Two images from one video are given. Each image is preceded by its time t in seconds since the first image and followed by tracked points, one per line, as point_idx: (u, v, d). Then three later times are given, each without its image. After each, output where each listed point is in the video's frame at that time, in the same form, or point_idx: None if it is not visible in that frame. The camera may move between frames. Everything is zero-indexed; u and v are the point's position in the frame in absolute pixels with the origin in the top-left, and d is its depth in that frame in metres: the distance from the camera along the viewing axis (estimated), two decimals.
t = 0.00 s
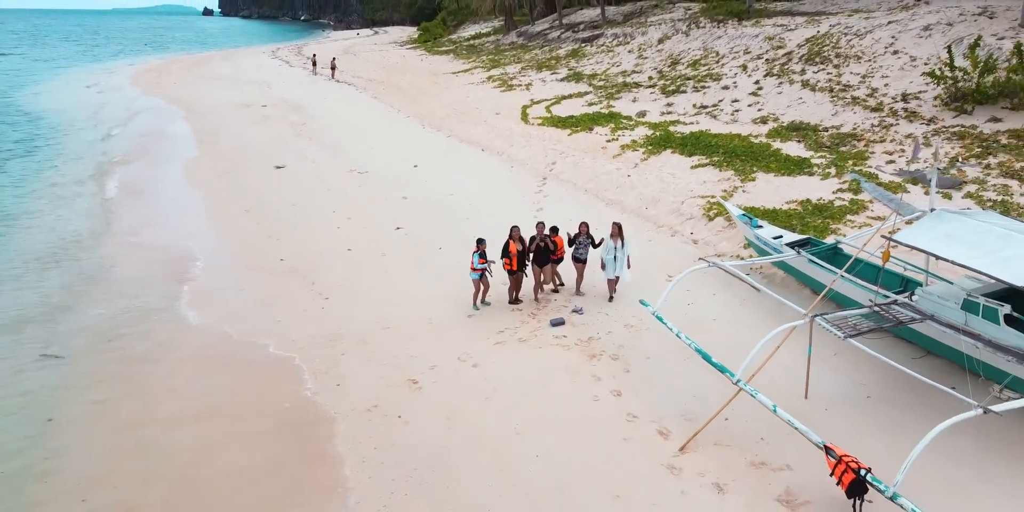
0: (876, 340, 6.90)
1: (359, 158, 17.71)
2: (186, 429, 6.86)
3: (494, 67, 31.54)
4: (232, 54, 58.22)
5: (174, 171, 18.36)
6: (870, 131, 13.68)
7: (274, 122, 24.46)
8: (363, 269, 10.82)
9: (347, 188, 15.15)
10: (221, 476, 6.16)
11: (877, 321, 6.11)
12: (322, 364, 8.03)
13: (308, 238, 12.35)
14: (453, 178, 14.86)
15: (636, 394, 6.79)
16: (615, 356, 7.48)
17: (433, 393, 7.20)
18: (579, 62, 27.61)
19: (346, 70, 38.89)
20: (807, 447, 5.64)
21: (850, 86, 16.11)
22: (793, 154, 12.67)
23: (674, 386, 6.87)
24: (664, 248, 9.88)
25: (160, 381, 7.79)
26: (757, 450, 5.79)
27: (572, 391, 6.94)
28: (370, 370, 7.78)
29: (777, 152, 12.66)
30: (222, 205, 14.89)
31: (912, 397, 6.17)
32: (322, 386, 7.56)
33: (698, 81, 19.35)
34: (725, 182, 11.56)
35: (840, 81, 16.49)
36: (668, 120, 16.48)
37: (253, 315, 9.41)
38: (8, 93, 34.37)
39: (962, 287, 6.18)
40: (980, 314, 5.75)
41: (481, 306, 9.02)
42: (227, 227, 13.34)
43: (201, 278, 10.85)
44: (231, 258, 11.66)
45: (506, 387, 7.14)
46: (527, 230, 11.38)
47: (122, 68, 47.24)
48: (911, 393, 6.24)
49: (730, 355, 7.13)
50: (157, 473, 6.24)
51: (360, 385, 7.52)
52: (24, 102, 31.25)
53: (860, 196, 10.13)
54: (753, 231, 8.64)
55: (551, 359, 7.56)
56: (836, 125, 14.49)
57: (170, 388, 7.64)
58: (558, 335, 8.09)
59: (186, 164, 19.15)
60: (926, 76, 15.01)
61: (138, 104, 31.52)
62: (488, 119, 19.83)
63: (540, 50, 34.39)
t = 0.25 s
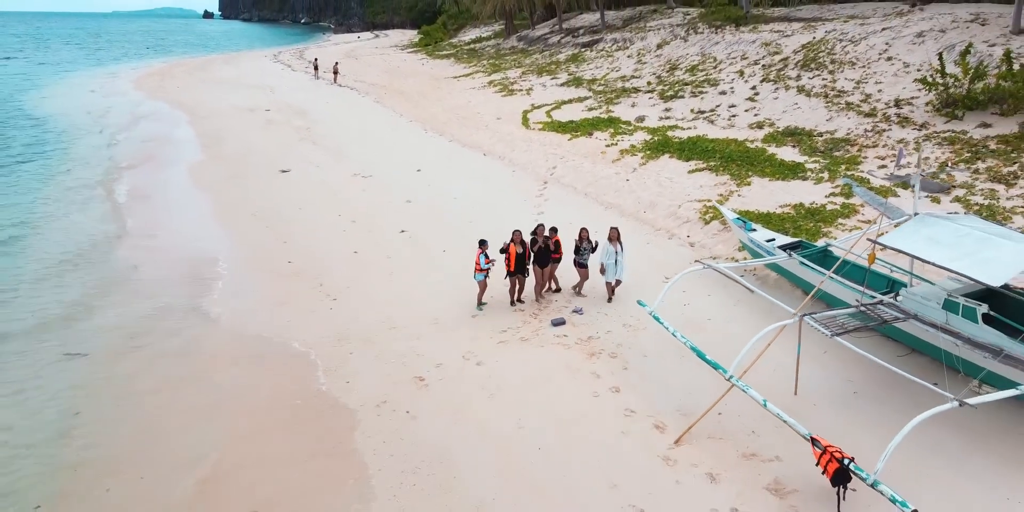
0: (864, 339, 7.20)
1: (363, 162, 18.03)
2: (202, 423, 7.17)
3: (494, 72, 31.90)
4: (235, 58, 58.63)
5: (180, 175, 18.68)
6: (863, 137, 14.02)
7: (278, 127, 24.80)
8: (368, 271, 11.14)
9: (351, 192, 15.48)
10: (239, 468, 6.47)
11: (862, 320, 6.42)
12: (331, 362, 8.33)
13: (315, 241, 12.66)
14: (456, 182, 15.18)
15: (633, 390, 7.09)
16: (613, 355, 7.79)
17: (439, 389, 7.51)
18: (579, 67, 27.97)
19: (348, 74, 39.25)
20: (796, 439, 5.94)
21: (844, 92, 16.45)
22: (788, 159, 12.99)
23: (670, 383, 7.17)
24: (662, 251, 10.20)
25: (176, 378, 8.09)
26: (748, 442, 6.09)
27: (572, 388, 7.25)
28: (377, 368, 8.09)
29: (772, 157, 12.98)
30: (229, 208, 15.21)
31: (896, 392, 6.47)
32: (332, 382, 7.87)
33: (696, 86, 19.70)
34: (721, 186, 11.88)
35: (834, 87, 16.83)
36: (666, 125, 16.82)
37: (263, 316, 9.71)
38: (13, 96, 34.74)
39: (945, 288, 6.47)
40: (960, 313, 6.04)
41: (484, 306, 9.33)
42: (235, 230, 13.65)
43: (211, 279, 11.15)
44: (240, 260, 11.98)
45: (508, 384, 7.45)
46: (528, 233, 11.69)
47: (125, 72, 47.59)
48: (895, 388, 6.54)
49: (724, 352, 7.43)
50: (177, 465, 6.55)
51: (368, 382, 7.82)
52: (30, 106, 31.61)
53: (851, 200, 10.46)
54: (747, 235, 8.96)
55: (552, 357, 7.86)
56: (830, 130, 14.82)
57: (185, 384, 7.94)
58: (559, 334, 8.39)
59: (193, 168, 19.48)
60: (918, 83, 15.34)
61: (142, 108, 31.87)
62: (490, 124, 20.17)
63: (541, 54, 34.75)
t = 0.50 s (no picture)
0: (848, 338, 7.56)
1: (367, 167, 18.41)
2: (219, 419, 7.52)
3: (495, 77, 32.33)
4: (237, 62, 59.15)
5: (188, 179, 19.05)
6: (854, 143, 14.40)
7: (282, 132, 25.20)
8: (374, 273, 11.50)
9: (356, 197, 15.84)
10: (257, 459, 6.83)
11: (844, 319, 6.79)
12: (340, 361, 8.68)
13: (321, 245, 13.03)
14: (458, 187, 15.55)
15: (629, 386, 7.45)
16: (611, 353, 8.15)
17: (445, 386, 7.86)
18: (578, 73, 28.40)
19: (350, 79, 39.70)
20: (783, 431, 6.30)
21: (837, 99, 16.85)
22: (781, 165, 13.37)
23: (665, 380, 7.52)
24: (658, 254, 10.56)
25: (192, 375, 8.44)
26: (738, 434, 6.44)
27: (571, 384, 7.60)
28: (385, 367, 8.44)
29: (766, 163, 13.36)
30: (237, 212, 15.57)
31: (879, 387, 6.82)
32: (342, 380, 8.22)
33: (693, 93, 20.11)
34: (716, 191, 12.26)
35: (828, 94, 17.23)
36: (663, 131, 17.21)
37: (274, 316, 10.07)
38: (19, 101, 35.16)
39: (924, 289, 6.82)
40: (937, 313, 6.39)
41: (487, 307, 9.69)
42: (243, 234, 14.01)
43: (222, 281, 11.50)
44: (249, 263, 12.34)
45: (511, 381, 7.80)
46: (529, 237, 12.06)
47: (129, 76, 48.06)
48: (878, 383, 6.89)
49: (716, 350, 7.79)
50: (197, 457, 6.91)
51: (376, 379, 8.17)
52: (36, 111, 32.03)
53: (841, 205, 10.83)
54: (739, 239, 9.34)
55: (553, 356, 8.22)
56: (823, 137, 15.20)
57: (201, 382, 8.29)
58: (559, 334, 8.75)
59: (199, 173, 19.85)
60: (909, 90, 15.74)
61: (148, 113, 32.28)
62: (491, 129, 20.56)
63: (541, 60, 35.19)
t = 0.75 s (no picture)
0: (834, 336, 7.89)
1: (370, 172, 18.74)
2: (232, 415, 7.83)
3: (495, 82, 32.71)
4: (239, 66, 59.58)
5: (193, 183, 19.38)
6: (846, 148, 14.75)
7: (285, 136, 25.54)
8: (379, 276, 11.82)
9: (359, 201, 16.18)
10: (270, 452, 7.15)
11: (830, 318, 7.11)
12: (347, 360, 9.00)
13: (326, 248, 13.35)
14: (460, 192, 15.89)
15: (626, 384, 7.76)
16: (608, 352, 8.46)
17: (449, 384, 8.17)
18: (577, 78, 28.77)
19: (351, 84, 40.08)
20: (772, 425, 6.63)
21: (831, 105, 17.20)
22: (775, 170, 13.71)
23: (660, 377, 7.84)
24: (654, 257, 10.89)
25: (205, 374, 8.76)
26: (728, 429, 6.75)
27: (570, 381, 7.92)
28: (391, 365, 8.76)
29: (761, 169, 13.70)
30: (243, 215, 15.88)
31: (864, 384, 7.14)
32: (349, 378, 8.54)
33: (690, 99, 20.48)
34: (711, 196, 12.60)
35: (822, 100, 17.59)
36: (661, 137, 17.56)
37: (282, 317, 10.38)
38: (24, 105, 35.48)
39: (906, 291, 7.16)
40: (918, 313, 6.72)
41: (489, 308, 10.01)
42: (249, 237, 14.32)
43: (230, 283, 11.82)
44: (256, 265, 12.65)
45: (512, 378, 8.11)
46: (529, 241, 12.39)
47: (131, 80, 48.44)
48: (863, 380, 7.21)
49: (709, 349, 8.10)
50: (213, 451, 7.23)
51: (382, 377, 8.49)
52: (41, 116, 32.38)
53: (832, 209, 11.17)
54: (732, 242, 9.67)
55: (552, 355, 8.53)
56: (817, 142, 15.56)
57: (213, 380, 8.60)
58: (558, 334, 9.06)
59: (205, 177, 20.18)
60: (901, 97, 16.09)
61: (151, 117, 32.63)
62: (492, 134, 20.91)
63: (540, 65, 35.60)
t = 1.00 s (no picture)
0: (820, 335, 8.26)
1: (373, 176, 19.12)
2: (246, 413, 8.19)
3: (496, 87, 33.14)
4: (241, 70, 60.05)
5: (199, 187, 19.73)
6: (838, 154, 15.16)
7: (289, 141, 25.94)
8: (384, 278, 12.20)
9: (364, 205, 16.55)
10: (284, 447, 7.51)
11: (815, 317, 7.49)
12: (355, 359, 9.37)
13: (332, 251, 13.72)
14: (461, 197, 16.27)
15: (621, 382, 8.13)
16: (605, 351, 8.83)
17: (453, 382, 8.54)
18: (576, 84, 29.20)
19: (352, 89, 40.51)
20: (760, 419, 6.99)
21: (824, 111, 17.60)
22: (768, 176, 14.10)
23: (655, 375, 8.21)
24: (650, 260, 11.27)
25: (218, 373, 9.13)
26: (719, 423, 7.12)
27: (568, 379, 8.28)
28: (397, 364, 9.12)
29: (754, 174, 14.10)
30: (249, 220, 16.25)
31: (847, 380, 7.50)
32: (358, 376, 8.89)
33: (686, 105, 20.90)
34: (705, 201, 12.99)
35: (815, 107, 17.99)
36: (658, 142, 17.97)
37: (290, 319, 10.74)
38: (29, 110, 35.87)
39: (888, 293, 7.55)
40: (899, 314, 7.11)
41: (491, 310, 10.37)
42: (256, 240, 14.69)
43: (239, 285, 12.18)
44: (264, 268, 13.01)
45: (514, 376, 8.48)
46: (529, 245, 12.76)
47: (135, 85, 48.88)
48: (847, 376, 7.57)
49: (701, 348, 8.47)
50: (229, 445, 7.59)
51: (389, 375, 8.86)
52: (46, 120, 32.75)
53: (822, 214, 11.56)
54: (724, 245, 10.05)
55: (552, 354, 8.90)
56: (809, 148, 15.96)
57: (227, 379, 8.96)
58: (557, 334, 9.43)
59: (210, 181, 20.54)
60: (891, 104, 16.51)
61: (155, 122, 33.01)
62: (493, 140, 21.31)
63: (540, 70, 36.04)
